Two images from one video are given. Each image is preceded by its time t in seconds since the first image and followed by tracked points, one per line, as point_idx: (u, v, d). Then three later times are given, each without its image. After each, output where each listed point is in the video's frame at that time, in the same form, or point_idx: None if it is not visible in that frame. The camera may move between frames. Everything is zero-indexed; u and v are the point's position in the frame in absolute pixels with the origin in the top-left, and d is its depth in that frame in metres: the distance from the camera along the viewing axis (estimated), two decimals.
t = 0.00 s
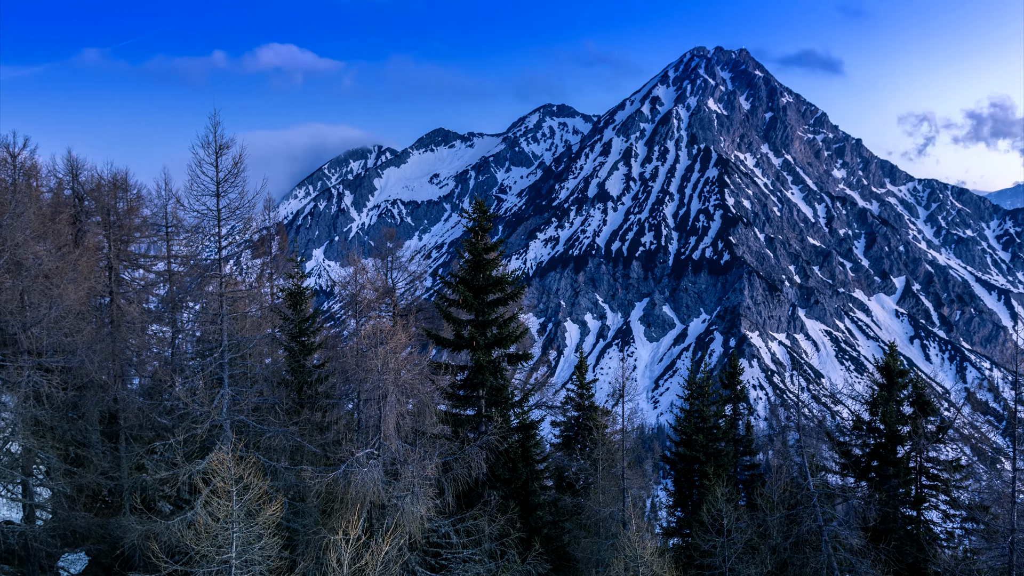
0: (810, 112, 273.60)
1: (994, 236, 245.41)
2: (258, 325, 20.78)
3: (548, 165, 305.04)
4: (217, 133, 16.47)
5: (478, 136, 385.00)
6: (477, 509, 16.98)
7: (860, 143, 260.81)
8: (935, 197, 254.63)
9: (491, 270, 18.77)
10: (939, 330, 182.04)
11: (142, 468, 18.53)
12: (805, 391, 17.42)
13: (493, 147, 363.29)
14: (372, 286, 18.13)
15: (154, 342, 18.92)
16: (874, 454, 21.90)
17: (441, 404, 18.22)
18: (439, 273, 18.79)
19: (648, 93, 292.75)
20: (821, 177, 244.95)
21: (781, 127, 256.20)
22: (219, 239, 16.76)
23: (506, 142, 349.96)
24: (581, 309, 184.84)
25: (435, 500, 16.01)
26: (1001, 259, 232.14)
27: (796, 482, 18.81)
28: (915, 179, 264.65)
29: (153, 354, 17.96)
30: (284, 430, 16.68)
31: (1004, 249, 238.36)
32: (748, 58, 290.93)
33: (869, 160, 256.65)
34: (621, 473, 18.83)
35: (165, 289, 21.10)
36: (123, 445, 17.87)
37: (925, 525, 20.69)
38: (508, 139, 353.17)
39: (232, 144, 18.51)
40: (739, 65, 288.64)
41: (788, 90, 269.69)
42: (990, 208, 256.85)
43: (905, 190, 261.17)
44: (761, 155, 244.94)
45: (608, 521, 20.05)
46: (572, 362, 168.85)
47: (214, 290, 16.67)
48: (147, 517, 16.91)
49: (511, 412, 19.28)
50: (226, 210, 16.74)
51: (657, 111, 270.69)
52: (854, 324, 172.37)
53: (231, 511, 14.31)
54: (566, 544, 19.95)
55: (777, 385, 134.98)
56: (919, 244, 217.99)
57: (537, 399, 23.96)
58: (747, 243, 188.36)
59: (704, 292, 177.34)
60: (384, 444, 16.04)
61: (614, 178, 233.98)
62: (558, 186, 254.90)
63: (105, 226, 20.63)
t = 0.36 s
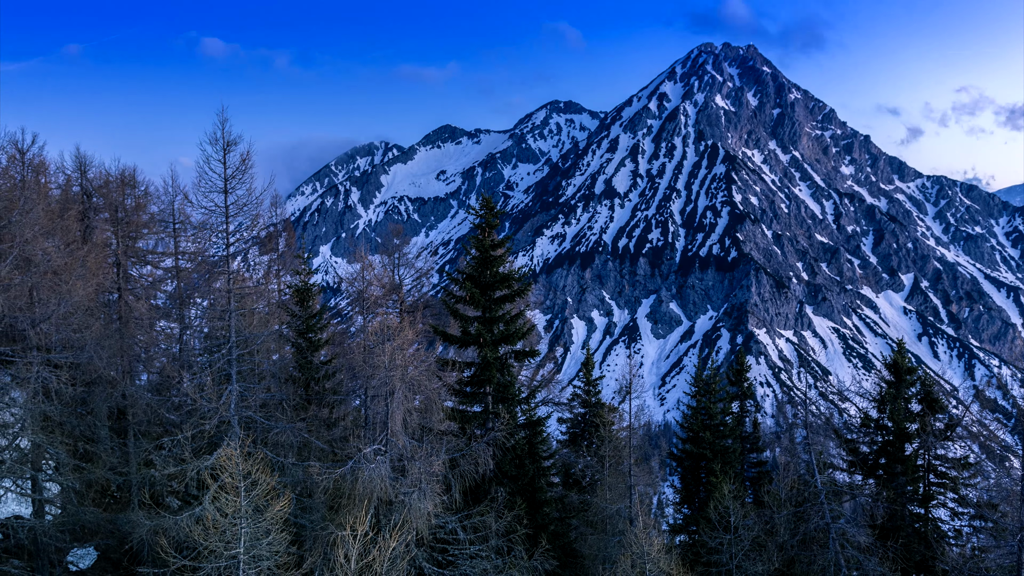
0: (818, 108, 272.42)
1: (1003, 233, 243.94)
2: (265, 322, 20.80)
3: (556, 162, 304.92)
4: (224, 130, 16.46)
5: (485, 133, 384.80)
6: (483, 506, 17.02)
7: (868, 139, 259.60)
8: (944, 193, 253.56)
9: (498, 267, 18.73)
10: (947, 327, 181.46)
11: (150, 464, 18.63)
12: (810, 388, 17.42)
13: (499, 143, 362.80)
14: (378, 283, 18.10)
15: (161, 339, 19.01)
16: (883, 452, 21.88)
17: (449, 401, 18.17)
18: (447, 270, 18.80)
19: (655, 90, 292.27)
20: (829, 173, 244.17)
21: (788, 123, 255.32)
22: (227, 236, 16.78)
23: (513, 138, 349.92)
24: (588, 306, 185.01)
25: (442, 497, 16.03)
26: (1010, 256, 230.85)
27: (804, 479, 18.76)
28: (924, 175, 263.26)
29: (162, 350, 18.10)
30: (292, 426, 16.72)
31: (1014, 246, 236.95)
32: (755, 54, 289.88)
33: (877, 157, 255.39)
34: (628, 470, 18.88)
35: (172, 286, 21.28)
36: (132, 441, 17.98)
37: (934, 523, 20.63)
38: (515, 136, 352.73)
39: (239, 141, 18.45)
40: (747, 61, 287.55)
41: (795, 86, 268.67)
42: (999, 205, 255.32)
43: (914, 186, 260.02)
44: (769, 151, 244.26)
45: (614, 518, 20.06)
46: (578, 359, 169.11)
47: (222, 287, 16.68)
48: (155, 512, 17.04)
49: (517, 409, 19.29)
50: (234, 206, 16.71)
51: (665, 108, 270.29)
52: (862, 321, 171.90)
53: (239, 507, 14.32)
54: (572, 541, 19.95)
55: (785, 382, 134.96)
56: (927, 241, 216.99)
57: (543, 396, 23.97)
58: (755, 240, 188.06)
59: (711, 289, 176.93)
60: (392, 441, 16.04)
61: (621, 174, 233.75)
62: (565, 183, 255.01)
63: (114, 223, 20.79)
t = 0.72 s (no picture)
0: (827, 104, 270.85)
1: (1014, 230, 242.40)
2: (273, 318, 20.87)
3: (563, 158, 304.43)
4: (232, 125, 16.45)
5: (492, 129, 384.60)
6: (491, 502, 17.06)
7: (877, 136, 258.18)
8: (954, 190, 252.22)
9: (506, 264, 18.70)
10: (956, 324, 180.78)
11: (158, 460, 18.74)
12: (818, 385, 17.37)
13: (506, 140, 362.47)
14: (385, 279, 18.09)
15: (169, 334, 19.12)
16: (891, 449, 21.90)
17: (456, 397, 18.21)
18: (454, 267, 18.79)
19: (663, 85, 291.49)
20: (837, 170, 243.02)
21: (797, 119, 253.96)
22: (235, 232, 16.77)
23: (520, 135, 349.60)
24: (595, 303, 185.10)
25: (450, 493, 16.05)
26: (1020, 253, 229.45)
27: (812, 476, 18.71)
28: (933, 172, 261.71)
29: (171, 346, 18.24)
30: (300, 422, 16.74)
31: None
32: (764, 49, 288.56)
33: (886, 153, 253.88)
34: (635, 467, 18.92)
35: (181, 282, 21.41)
36: (141, 437, 18.11)
37: (942, 521, 20.59)
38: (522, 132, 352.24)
39: (248, 137, 18.42)
40: (755, 57, 286.59)
41: (804, 82, 267.25)
42: (1009, 202, 253.76)
43: (923, 183, 258.47)
44: (777, 147, 243.24)
45: (621, 515, 20.06)
46: (585, 356, 169.29)
47: (230, 284, 16.73)
48: (164, 507, 17.15)
49: (525, 405, 19.27)
50: (242, 203, 16.77)
51: (672, 104, 269.45)
52: (870, 318, 171.31)
53: (248, 502, 14.31)
54: (579, 538, 19.99)
55: (793, 379, 134.72)
56: (936, 238, 215.96)
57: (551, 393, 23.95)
58: (762, 237, 187.61)
59: (718, 286, 176.48)
60: (399, 437, 16.01)
61: (628, 171, 233.20)
62: (572, 179, 254.78)
63: (122, 218, 20.88)
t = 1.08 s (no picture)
0: (835, 101, 269.55)
1: None
2: (281, 315, 20.94)
3: (570, 155, 304.30)
4: (241, 122, 16.47)
5: (499, 126, 384.91)
6: (498, 499, 17.09)
7: (886, 132, 256.88)
8: (963, 187, 250.90)
9: (513, 261, 18.72)
10: (965, 322, 180.15)
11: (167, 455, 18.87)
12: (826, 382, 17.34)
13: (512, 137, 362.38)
14: (393, 276, 18.11)
15: (178, 331, 19.28)
16: (899, 447, 21.90)
17: (463, 394, 18.22)
18: (461, 264, 18.85)
19: (670, 82, 291.24)
20: (846, 166, 241.89)
21: (805, 115, 252.80)
22: (243, 229, 16.81)
23: (527, 131, 349.52)
24: (602, 299, 185.07)
25: (457, 489, 16.05)
26: None
27: (819, 474, 18.64)
28: (942, 169, 260.30)
29: (179, 343, 18.36)
30: (308, 418, 16.75)
31: None
32: (772, 46, 287.73)
33: (895, 150, 252.70)
34: (642, 464, 18.96)
35: (189, 278, 21.56)
36: (149, 433, 18.21)
37: (949, 519, 20.61)
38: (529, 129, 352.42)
39: (256, 134, 18.42)
40: (763, 54, 286.15)
41: (812, 78, 266.14)
42: (1019, 199, 252.36)
43: (932, 180, 257.16)
44: (785, 144, 242.45)
45: (628, 512, 20.13)
46: (592, 353, 169.31)
47: (238, 280, 16.78)
48: (171, 503, 17.26)
49: (532, 401, 19.26)
50: (251, 200, 16.82)
51: (680, 101, 269.04)
52: (878, 316, 170.73)
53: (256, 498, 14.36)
54: (585, 534, 20.01)
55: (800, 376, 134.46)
56: (945, 235, 214.94)
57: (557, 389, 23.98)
58: (770, 234, 187.28)
59: (726, 283, 176.07)
60: (406, 433, 16.06)
61: (636, 167, 232.88)
62: (580, 175, 254.75)
63: (131, 215, 21.05)
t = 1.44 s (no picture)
0: (844, 97, 268.32)
1: None
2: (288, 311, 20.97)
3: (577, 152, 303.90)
4: (250, 118, 16.51)
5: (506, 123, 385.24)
6: (505, 495, 17.14)
7: (895, 128, 255.55)
8: (972, 183, 249.49)
9: (521, 258, 18.77)
10: (974, 319, 179.31)
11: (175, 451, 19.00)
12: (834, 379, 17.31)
13: (519, 134, 362.10)
14: (401, 273, 18.16)
15: (186, 327, 19.45)
16: (907, 444, 21.96)
17: (471, 390, 18.27)
18: (470, 260, 18.87)
19: (678, 79, 290.93)
20: (854, 162, 240.80)
21: (814, 111, 251.69)
22: (252, 225, 16.90)
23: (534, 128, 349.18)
24: (609, 296, 184.98)
25: (465, 485, 16.04)
26: None
27: (827, 472, 18.63)
28: (951, 165, 258.84)
29: (187, 339, 18.52)
30: (316, 415, 16.81)
31: None
32: (780, 42, 286.86)
33: (904, 146, 251.49)
34: (649, 460, 19.04)
35: (196, 275, 21.71)
36: (158, 428, 18.33)
37: (958, 516, 20.65)
38: (537, 125, 352.09)
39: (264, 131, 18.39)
40: (771, 50, 285.13)
41: (821, 74, 265.06)
42: None
43: (941, 176, 255.77)
44: (793, 140, 241.63)
45: (636, 509, 20.15)
46: (599, 349, 169.34)
47: (246, 276, 16.80)
48: (180, 498, 17.36)
49: (539, 398, 19.29)
50: (259, 196, 16.84)
51: (687, 97, 268.69)
52: (887, 313, 170.14)
53: (265, 493, 14.36)
54: (592, 531, 20.05)
55: (808, 373, 134.07)
56: (954, 231, 213.84)
57: (565, 386, 23.97)
58: (778, 230, 186.78)
59: (733, 280, 175.70)
60: (414, 429, 16.13)
61: (643, 164, 232.65)
62: (587, 172, 254.91)
63: (140, 212, 21.25)
